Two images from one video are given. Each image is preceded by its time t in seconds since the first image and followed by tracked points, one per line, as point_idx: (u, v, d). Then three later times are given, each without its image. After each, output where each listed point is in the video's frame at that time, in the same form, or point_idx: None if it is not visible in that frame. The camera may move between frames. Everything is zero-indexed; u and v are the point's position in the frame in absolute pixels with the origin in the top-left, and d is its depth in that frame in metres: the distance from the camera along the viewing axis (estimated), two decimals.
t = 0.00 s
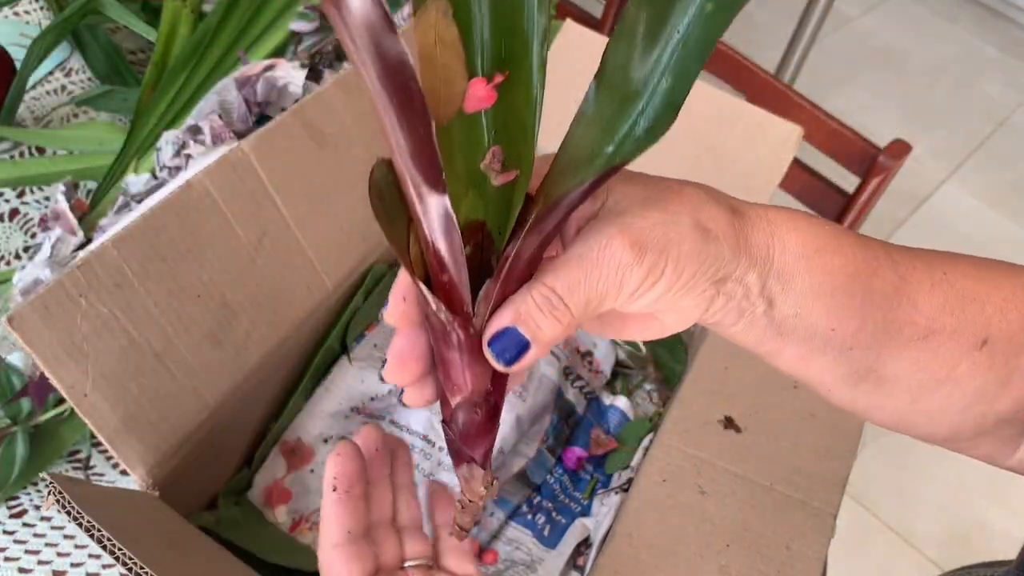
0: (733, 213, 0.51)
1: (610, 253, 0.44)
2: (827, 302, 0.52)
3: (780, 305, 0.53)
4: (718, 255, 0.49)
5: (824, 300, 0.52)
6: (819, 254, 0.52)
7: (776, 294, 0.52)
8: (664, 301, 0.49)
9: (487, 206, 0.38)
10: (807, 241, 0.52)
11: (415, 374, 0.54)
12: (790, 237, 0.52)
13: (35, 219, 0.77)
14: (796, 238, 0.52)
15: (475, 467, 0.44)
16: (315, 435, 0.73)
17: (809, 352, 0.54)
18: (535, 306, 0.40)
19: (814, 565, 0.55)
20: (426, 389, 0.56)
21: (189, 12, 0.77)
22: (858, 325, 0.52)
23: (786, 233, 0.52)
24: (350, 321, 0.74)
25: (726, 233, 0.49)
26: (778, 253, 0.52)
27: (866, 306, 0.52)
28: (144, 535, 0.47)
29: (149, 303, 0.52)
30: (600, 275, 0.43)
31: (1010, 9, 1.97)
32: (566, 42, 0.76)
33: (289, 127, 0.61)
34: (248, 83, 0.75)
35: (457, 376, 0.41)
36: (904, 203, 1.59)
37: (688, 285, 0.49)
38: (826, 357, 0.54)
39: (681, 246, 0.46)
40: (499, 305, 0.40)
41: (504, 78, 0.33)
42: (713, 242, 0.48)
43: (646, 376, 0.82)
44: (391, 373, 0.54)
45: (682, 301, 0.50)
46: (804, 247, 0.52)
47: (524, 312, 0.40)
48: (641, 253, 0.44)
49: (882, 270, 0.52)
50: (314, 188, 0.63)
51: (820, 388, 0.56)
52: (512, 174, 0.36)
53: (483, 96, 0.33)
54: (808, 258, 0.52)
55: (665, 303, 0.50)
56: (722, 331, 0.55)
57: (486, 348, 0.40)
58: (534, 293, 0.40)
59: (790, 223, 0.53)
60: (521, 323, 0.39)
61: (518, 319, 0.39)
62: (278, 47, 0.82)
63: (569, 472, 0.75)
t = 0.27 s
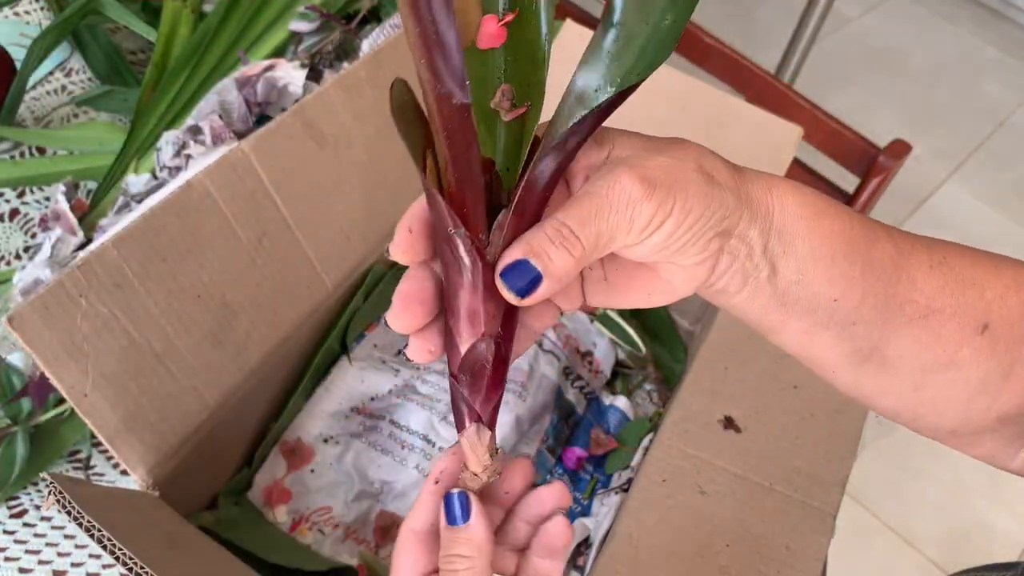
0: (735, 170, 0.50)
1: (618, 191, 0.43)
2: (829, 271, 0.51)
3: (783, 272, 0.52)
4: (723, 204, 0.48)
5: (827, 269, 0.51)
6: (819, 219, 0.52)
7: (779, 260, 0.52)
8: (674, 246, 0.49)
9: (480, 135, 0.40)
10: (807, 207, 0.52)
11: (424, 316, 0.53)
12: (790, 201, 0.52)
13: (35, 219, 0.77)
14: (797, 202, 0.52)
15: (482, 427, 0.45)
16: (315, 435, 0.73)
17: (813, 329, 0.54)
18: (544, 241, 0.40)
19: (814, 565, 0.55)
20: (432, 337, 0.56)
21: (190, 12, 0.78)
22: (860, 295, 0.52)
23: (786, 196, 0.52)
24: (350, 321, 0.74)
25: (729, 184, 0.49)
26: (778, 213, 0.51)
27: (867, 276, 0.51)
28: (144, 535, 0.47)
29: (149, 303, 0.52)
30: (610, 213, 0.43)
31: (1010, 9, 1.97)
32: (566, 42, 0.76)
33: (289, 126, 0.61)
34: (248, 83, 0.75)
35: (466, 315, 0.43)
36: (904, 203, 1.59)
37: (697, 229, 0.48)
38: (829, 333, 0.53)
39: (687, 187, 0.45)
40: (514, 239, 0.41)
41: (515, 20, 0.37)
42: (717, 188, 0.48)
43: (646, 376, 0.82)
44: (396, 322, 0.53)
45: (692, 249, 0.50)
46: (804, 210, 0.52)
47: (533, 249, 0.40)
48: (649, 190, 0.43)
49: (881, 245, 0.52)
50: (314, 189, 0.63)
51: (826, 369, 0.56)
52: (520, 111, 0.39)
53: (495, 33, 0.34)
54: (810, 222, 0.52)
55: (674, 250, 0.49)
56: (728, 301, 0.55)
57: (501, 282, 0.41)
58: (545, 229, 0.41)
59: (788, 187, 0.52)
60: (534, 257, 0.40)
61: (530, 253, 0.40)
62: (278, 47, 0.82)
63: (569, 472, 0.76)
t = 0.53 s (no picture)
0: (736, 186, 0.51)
1: (615, 195, 0.43)
2: (838, 284, 0.52)
3: (792, 287, 0.53)
4: (722, 216, 0.49)
5: (835, 282, 0.52)
6: (822, 232, 0.53)
7: (787, 274, 0.52)
8: (671, 252, 0.49)
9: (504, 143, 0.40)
10: (810, 221, 0.53)
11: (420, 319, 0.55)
12: (792, 215, 0.52)
13: (36, 220, 0.77)
14: (798, 216, 0.53)
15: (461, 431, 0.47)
16: (315, 435, 0.73)
17: (825, 341, 0.54)
18: (546, 237, 0.39)
19: (814, 565, 0.55)
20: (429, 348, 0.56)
21: (190, 11, 0.78)
22: (870, 308, 0.52)
23: (789, 211, 0.52)
24: (350, 321, 0.74)
25: (727, 197, 0.50)
26: (782, 227, 0.52)
27: (874, 289, 0.52)
28: (145, 534, 0.47)
29: (149, 303, 0.52)
30: (608, 216, 0.42)
31: (1010, 9, 1.97)
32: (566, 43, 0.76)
33: (290, 126, 0.61)
34: (248, 83, 0.75)
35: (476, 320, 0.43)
36: (904, 203, 1.59)
37: (693, 237, 0.48)
38: (842, 346, 0.53)
39: (682, 194, 0.46)
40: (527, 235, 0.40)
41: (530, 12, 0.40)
42: (714, 198, 0.48)
43: (646, 376, 0.83)
44: (390, 322, 0.54)
45: (691, 257, 0.50)
46: (806, 224, 0.52)
47: (531, 240, 0.39)
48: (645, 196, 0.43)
49: (885, 257, 0.53)
50: (315, 189, 0.63)
51: (839, 382, 0.56)
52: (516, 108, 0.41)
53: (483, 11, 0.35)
54: (810, 237, 0.52)
55: (672, 258, 0.49)
56: (737, 319, 0.56)
57: (500, 274, 0.39)
58: (546, 224, 0.40)
59: (790, 203, 0.53)
60: (534, 252, 0.38)
61: (531, 248, 0.38)
62: (278, 47, 0.83)
63: (569, 472, 0.75)
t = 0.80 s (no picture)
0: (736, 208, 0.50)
1: (615, 211, 0.41)
2: (837, 305, 0.51)
3: (791, 311, 0.52)
4: (722, 241, 0.48)
5: (835, 305, 0.51)
6: (823, 256, 0.52)
7: (785, 299, 0.52)
8: (665, 270, 0.48)
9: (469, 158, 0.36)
10: (811, 245, 0.52)
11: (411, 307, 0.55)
12: (791, 240, 0.51)
13: (36, 220, 0.77)
14: (799, 238, 0.52)
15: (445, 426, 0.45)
16: (315, 434, 0.74)
17: (824, 361, 0.53)
18: (543, 239, 0.37)
19: (814, 565, 0.55)
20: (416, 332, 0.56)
21: (190, 13, 0.78)
22: (870, 329, 0.51)
23: (790, 237, 0.52)
24: (351, 321, 0.75)
25: (729, 220, 0.48)
26: (782, 254, 0.51)
27: (874, 309, 0.51)
28: (145, 534, 0.47)
29: (149, 303, 0.52)
30: (606, 231, 0.40)
31: (1010, 9, 1.97)
32: (566, 43, 0.76)
33: (290, 126, 0.61)
34: (248, 84, 0.75)
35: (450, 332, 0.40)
36: (903, 203, 1.59)
37: (689, 259, 0.47)
38: (841, 365, 0.53)
39: (681, 215, 0.44)
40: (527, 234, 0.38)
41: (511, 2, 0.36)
42: (714, 222, 0.47)
43: (646, 376, 0.83)
44: (379, 313, 0.55)
45: (688, 277, 0.49)
46: (806, 245, 0.52)
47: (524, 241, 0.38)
48: (643, 214, 0.42)
49: (886, 275, 0.52)
50: (314, 188, 0.63)
51: (836, 400, 0.55)
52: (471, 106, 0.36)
53: None
54: (810, 259, 0.51)
55: (667, 276, 0.49)
56: (735, 342, 0.55)
57: (491, 268, 0.38)
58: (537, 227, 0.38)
59: (792, 228, 0.52)
60: (529, 252, 0.37)
61: (528, 248, 0.37)
62: (278, 47, 0.82)
63: (569, 472, 0.75)
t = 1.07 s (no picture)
0: (719, 240, 0.47)
1: (580, 247, 0.40)
2: (818, 336, 0.49)
3: (768, 338, 0.50)
4: (694, 275, 0.45)
5: (815, 335, 0.49)
6: (811, 291, 0.49)
7: (763, 329, 0.50)
8: (635, 306, 0.46)
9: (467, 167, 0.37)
10: (798, 278, 0.49)
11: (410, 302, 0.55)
12: (778, 274, 0.49)
13: (36, 220, 0.77)
14: (784, 268, 0.49)
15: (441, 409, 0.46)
16: (315, 434, 0.74)
17: (801, 382, 0.51)
18: (502, 267, 0.38)
19: (814, 565, 0.55)
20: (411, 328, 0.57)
21: (190, 13, 0.78)
22: (849, 356, 0.49)
23: (776, 271, 0.49)
24: (351, 320, 0.75)
25: (706, 255, 0.46)
26: (765, 289, 0.49)
27: (857, 338, 0.48)
28: (144, 534, 0.47)
29: (149, 303, 0.52)
30: (569, 266, 0.40)
31: (1010, 9, 1.97)
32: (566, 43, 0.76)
33: (289, 126, 0.61)
34: (248, 84, 0.75)
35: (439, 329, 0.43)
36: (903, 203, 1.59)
37: (660, 298, 0.46)
38: (819, 386, 0.51)
39: (653, 255, 0.43)
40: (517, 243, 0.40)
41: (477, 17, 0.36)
42: (691, 263, 0.45)
43: (646, 376, 0.83)
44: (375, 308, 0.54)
45: (661, 312, 0.48)
46: (792, 276, 0.49)
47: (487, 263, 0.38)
48: (611, 253, 0.41)
49: (873, 301, 0.49)
50: (314, 189, 0.63)
51: (817, 413, 0.54)
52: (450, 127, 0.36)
53: None
54: (795, 288, 0.49)
55: (637, 311, 0.47)
56: (712, 361, 0.54)
57: (447, 292, 0.39)
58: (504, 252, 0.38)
59: (779, 258, 0.49)
60: (487, 278, 0.38)
61: (485, 274, 0.37)
62: (278, 47, 0.82)
63: (569, 472, 0.75)
